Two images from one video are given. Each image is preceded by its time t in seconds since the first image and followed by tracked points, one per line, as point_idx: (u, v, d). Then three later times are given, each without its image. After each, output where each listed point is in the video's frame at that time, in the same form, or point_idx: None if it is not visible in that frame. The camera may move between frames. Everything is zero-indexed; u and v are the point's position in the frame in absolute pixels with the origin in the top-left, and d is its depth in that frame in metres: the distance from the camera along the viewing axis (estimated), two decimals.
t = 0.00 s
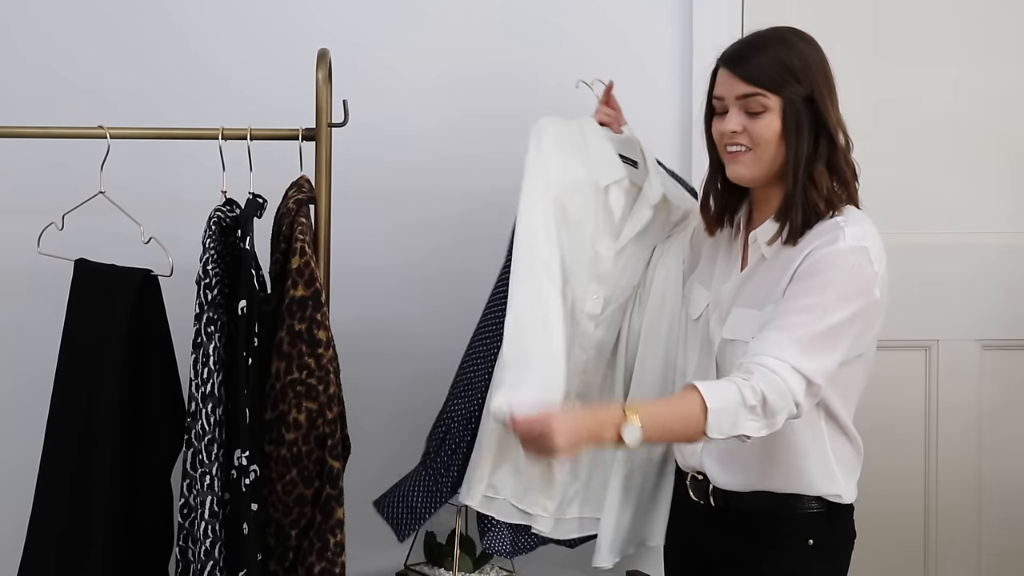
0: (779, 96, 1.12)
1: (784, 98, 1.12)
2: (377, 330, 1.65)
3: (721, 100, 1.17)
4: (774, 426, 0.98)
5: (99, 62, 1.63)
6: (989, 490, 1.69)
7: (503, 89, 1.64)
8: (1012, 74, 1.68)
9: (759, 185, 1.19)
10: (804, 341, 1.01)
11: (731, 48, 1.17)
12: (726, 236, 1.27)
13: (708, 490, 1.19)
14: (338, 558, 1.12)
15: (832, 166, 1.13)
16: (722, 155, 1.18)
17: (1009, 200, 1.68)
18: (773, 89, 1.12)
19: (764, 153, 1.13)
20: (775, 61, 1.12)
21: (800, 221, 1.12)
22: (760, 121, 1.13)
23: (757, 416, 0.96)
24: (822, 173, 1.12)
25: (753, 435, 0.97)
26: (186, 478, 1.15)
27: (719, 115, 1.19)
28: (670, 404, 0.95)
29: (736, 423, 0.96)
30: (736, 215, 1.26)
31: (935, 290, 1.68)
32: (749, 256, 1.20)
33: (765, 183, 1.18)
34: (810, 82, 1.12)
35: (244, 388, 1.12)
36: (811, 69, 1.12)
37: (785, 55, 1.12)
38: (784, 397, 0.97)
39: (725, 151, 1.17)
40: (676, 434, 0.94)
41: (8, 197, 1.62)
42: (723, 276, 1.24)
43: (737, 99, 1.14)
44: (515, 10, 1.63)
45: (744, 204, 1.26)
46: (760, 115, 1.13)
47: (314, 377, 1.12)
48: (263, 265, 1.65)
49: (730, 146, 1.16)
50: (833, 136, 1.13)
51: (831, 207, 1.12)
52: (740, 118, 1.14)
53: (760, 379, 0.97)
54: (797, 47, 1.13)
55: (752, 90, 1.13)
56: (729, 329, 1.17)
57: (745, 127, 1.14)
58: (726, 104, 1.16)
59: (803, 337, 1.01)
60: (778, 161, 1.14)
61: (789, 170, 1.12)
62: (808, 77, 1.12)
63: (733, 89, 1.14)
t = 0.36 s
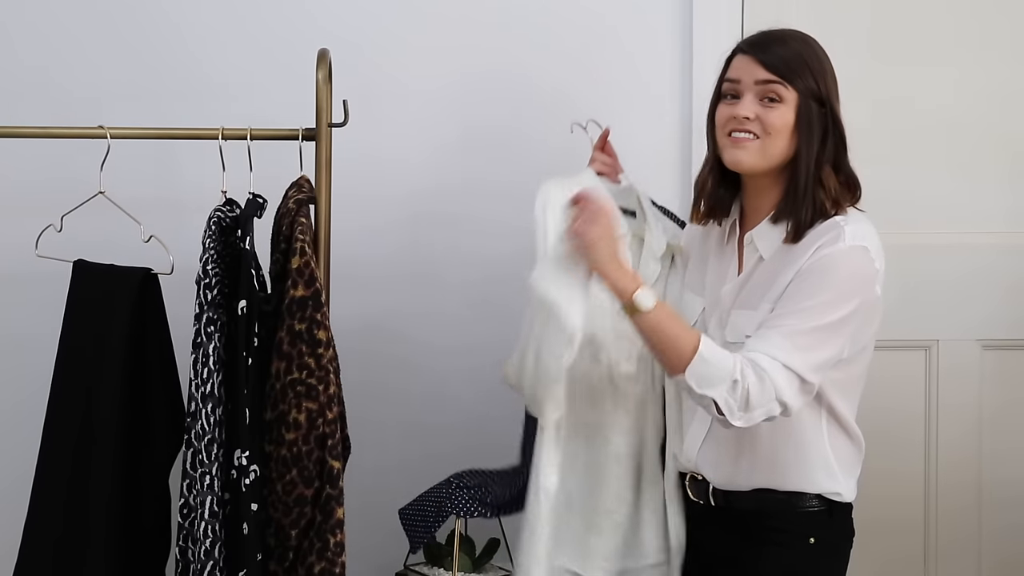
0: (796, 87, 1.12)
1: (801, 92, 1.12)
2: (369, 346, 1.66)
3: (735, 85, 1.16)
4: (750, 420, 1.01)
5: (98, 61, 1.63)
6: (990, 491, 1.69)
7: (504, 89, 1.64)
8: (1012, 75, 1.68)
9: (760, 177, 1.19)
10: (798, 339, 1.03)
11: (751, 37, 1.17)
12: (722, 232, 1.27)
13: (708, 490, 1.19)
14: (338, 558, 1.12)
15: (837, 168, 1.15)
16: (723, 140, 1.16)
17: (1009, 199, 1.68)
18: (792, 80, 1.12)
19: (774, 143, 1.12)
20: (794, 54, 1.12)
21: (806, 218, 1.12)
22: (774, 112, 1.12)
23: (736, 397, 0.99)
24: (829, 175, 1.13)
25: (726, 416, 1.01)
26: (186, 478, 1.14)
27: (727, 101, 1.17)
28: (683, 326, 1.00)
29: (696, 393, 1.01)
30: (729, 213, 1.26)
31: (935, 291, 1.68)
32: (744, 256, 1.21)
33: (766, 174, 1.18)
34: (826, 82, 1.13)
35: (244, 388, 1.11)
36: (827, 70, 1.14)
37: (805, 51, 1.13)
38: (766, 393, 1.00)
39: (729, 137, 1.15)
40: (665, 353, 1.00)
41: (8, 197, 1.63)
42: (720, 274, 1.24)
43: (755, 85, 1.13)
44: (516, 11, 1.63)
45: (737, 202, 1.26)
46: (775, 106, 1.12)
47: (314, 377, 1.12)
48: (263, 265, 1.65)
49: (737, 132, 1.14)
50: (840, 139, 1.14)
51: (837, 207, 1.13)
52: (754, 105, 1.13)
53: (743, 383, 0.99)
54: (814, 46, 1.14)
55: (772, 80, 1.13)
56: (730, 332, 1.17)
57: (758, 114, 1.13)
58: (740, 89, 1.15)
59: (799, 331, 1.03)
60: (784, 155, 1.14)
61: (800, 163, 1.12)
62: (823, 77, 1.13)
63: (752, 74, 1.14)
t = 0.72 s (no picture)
0: (777, 86, 1.12)
1: (783, 91, 1.12)
2: (364, 359, 1.66)
3: (717, 84, 1.16)
4: (775, 421, 1.01)
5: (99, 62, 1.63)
6: (990, 491, 1.69)
7: (504, 89, 1.64)
8: (1013, 75, 1.68)
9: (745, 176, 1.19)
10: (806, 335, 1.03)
11: (731, 35, 1.17)
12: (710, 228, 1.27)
13: (709, 488, 1.19)
14: (338, 558, 1.12)
15: (824, 163, 1.16)
16: (707, 138, 1.16)
17: (1010, 200, 1.68)
18: (774, 79, 1.12)
19: (756, 142, 1.12)
20: (776, 53, 1.12)
21: (795, 216, 1.12)
22: (757, 111, 1.12)
23: (758, 403, 1.00)
24: (816, 170, 1.13)
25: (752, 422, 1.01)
26: (185, 478, 1.14)
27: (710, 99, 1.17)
28: (688, 335, 1.01)
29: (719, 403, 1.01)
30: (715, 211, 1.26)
31: (935, 291, 1.68)
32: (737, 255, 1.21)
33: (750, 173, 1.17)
34: (808, 80, 1.13)
35: (244, 388, 1.11)
36: (809, 68, 1.14)
37: (786, 49, 1.13)
38: (786, 393, 1.00)
39: (712, 136, 1.15)
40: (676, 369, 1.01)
41: (8, 197, 1.63)
42: (711, 271, 1.25)
43: (737, 84, 1.13)
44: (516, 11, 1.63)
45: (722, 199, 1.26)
46: (758, 105, 1.12)
47: (314, 377, 1.12)
48: (263, 265, 1.65)
49: (720, 132, 1.14)
50: (823, 136, 1.14)
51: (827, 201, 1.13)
52: (737, 104, 1.13)
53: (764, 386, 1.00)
54: (796, 44, 1.14)
55: (755, 79, 1.12)
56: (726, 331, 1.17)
57: (741, 114, 1.12)
58: (723, 88, 1.15)
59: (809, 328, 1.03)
60: (767, 153, 1.14)
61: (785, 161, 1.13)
62: (804, 75, 1.13)
63: (734, 73, 1.14)
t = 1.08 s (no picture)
0: (761, 96, 1.12)
1: (767, 100, 1.12)
2: (366, 372, 1.66)
3: (701, 97, 1.16)
4: (801, 427, 0.98)
5: (98, 62, 1.63)
6: (990, 491, 1.69)
7: (503, 88, 1.64)
8: (1012, 74, 1.68)
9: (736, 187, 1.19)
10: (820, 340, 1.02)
11: (709, 48, 1.17)
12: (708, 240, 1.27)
13: (713, 490, 1.19)
14: (338, 559, 1.12)
15: (810, 168, 1.16)
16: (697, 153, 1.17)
17: (1010, 199, 1.68)
18: (758, 89, 1.12)
19: (745, 153, 1.13)
20: (757, 62, 1.12)
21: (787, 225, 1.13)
22: (742, 122, 1.12)
23: (786, 408, 0.96)
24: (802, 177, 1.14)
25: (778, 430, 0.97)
26: (185, 479, 1.14)
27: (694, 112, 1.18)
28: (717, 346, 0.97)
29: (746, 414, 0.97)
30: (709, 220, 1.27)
31: (935, 291, 1.68)
32: (735, 264, 1.21)
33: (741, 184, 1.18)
34: (790, 85, 1.14)
35: (244, 388, 1.11)
36: (790, 72, 1.14)
37: (766, 57, 1.13)
38: (811, 397, 0.98)
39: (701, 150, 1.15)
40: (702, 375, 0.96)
41: (7, 197, 1.63)
42: (711, 283, 1.25)
43: (721, 97, 1.13)
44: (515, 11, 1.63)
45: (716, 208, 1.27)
46: (743, 116, 1.12)
47: (314, 377, 1.12)
48: (263, 264, 1.65)
49: (708, 145, 1.14)
50: (809, 142, 1.15)
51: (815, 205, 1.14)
52: (722, 117, 1.13)
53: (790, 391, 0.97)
54: (776, 50, 1.14)
55: (739, 90, 1.12)
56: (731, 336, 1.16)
57: (727, 126, 1.12)
58: (707, 102, 1.15)
59: (821, 334, 1.02)
60: (756, 163, 1.14)
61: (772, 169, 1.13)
62: (786, 81, 1.13)
63: (717, 87, 1.14)
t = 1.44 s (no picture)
0: (765, 98, 1.12)
1: (771, 102, 1.12)
2: (365, 378, 1.66)
3: (705, 104, 1.16)
4: (807, 429, 0.99)
5: (98, 62, 1.64)
6: (989, 491, 1.69)
7: (503, 88, 1.64)
8: (1012, 74, 1.68)
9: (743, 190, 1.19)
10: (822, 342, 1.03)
11: (709, 52, 1.16)
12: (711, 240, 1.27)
13: (716, 490, 1.19)
14: (338, 559, 1.12)
15: (817, 165, 1.15)
16: (704, 158, 1.17)
17: (1010, 199, 1.68)
18: (761, 93, 1.12)
19: (751, 158, 1.13)
20: (758, 64, 1.12)
21: (795, 225, 1.13)
22: (747, 127, 1.12)
23: (788, 413, 0.98)
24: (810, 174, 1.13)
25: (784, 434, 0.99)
26: (185, 478, 1.14)
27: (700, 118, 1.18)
28: (711, 376, 1.01)
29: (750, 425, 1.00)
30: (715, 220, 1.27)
31: (935, 291, 1.68)
32: (739, 264, 1.21)
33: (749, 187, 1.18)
34: (793, 83, 1.13)
35: (244, 388, 1.11)
36: (792, 70, 1.13)
37: (769, 59, 1.12)
38: (814, 399, 0.99)
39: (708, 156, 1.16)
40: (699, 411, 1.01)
41: (7, 197, 1.63)
42: (714, 282, 1.25)
43: (724, 103, 1.13)
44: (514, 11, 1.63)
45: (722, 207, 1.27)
46: (748, 121, 1.12)
47: (314, 377, 1.12)
48: (263, 264, 1.66)
49: (715, 151, 1.14)
50: (817, 137, 1.14)
51: (822, 203, 1.14)
52: (727, 123, 1.13)
53: (790, 392, 0.99)
54: (779, 49, 1.13)
55: (742, 95, 1.12)
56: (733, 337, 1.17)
57: (732, 133, 1.13)
58: (711, 108, 1.15)
59: (823, 336, 1.03)
60: (763, 165, 1.14)
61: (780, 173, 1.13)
62: (789, 80, 1.13)
63: (720, 93, 1.14)
